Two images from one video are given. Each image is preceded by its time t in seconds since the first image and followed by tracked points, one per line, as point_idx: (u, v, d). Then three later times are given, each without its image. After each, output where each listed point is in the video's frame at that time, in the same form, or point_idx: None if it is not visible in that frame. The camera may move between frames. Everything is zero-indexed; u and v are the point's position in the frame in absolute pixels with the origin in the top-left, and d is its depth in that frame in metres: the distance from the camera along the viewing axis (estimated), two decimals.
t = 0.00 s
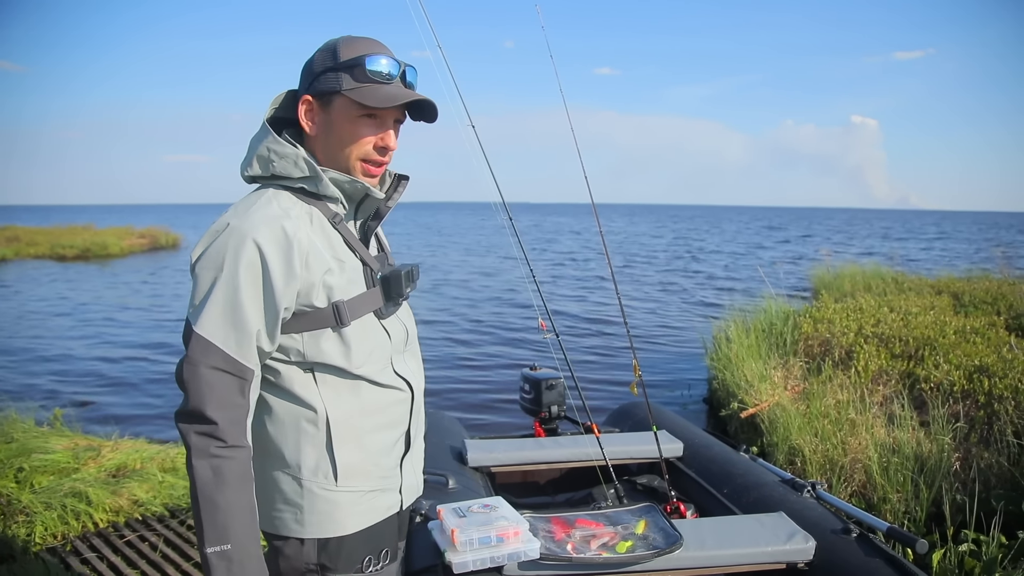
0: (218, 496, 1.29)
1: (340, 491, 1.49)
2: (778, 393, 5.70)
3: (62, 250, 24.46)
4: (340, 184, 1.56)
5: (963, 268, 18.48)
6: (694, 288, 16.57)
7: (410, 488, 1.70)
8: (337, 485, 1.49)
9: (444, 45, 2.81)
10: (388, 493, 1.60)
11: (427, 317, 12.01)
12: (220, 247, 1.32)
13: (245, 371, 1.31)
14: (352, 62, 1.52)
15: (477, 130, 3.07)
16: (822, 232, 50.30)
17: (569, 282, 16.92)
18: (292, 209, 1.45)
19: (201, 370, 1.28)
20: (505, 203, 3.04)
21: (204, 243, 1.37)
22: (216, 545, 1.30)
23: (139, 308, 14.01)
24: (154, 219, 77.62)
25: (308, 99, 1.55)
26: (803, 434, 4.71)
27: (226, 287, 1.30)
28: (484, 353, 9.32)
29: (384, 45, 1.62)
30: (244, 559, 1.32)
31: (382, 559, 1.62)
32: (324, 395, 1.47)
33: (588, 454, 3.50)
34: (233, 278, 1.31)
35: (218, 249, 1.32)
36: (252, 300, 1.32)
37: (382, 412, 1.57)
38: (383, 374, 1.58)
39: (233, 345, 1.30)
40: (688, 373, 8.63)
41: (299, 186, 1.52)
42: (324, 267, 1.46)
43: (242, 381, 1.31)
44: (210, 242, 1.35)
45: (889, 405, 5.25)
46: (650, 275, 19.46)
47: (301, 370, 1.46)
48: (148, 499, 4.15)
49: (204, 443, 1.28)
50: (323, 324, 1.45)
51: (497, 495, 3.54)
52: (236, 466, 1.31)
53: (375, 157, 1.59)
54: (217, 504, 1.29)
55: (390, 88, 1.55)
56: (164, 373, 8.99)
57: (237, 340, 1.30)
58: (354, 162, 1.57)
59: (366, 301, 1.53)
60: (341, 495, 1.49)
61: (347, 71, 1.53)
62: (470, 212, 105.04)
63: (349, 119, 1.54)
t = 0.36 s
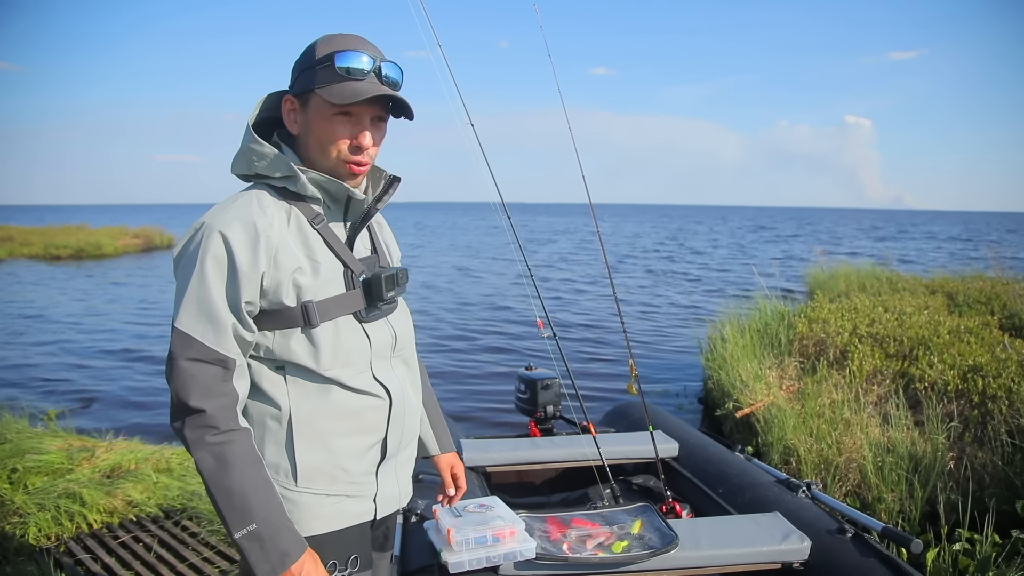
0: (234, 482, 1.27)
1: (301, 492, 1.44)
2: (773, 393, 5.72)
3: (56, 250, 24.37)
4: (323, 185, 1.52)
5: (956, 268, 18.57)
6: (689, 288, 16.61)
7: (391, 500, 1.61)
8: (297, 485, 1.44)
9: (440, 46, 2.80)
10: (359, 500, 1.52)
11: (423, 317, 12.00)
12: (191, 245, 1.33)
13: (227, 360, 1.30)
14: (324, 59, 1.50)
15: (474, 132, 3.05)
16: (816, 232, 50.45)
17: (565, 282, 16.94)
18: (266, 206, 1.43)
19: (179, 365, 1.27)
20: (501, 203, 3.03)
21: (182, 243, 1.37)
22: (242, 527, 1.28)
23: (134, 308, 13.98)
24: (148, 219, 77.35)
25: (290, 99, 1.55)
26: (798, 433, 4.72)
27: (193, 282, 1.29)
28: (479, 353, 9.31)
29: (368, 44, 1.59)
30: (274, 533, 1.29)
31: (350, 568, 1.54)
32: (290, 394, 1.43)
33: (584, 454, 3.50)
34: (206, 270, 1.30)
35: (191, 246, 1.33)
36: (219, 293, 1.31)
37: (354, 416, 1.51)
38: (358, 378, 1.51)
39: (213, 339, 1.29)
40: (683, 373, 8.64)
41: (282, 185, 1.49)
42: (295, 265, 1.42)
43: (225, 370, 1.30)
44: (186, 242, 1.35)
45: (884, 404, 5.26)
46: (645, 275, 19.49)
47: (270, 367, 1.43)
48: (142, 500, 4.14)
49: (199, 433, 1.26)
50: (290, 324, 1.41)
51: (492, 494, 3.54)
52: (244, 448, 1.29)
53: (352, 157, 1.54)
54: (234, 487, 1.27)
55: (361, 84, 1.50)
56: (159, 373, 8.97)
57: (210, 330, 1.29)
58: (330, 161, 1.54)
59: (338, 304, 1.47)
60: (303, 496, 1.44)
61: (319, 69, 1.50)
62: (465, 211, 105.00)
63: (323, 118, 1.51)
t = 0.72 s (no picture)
0: (194, 431, 1.28)
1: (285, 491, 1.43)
2: (770, 395, 5.72)
3: (53, 248, 24.30)
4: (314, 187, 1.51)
5: (954, 271, 18.60)
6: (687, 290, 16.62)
7: (383, 506, 1.58)
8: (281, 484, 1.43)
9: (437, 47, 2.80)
10: (347, 504, 1.50)
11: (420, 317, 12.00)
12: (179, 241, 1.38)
13: (190, 353, 1.33)
14: (309, 62, 1.51)
15: (471, 132, 3.05)
16: (814, 234, 50.49)
17: (563, 283, 16.96)
18: (257, 208, 1.43)
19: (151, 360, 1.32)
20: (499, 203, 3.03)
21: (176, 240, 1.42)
22: (210, 469, 1.28)
23: (131, 306, 13.96)
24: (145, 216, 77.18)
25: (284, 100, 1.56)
26: (795, 436, 4.73)
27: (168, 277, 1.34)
28: (477, 353, 9.31)
29: (362, 48, 1.58)
30: (238, 458, 1.28)
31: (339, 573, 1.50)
32: (276, 392, 1.43)
33: (580, 455, 3.50)
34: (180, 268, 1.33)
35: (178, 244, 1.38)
36: (193, 292, 1.33)
37: (342, 418, 1.49)
38: (346, 380, 1.49)
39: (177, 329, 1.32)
40: (680, 375, 8.65)
41: (276, 185, 1.49)
42: (279, 265, 1.42)
43: (187, 359, 1.33)
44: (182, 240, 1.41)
45: (880, 407, 5.27)
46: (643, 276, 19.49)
47: (259, 366, 1.44)
48: (138, 498, 4.13)
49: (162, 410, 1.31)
50: (275, 322, 1.42)
51: (488, 495, 3.53)
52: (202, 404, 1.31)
53: (331, 160, 1.51)
54: (196, 438, 1.28)
55: (337, 85, 1.48)
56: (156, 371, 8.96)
57: (177, 324, 1.32)
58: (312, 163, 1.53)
59: (326, 305, 1.46)
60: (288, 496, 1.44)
61: (304, 72, 1.51)
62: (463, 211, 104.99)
63: (303, 120, 1.50)
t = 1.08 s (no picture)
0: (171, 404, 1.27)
1: (268, 493, 1.44)
2: (769, 396, 5.72)
3: (52, 248, 24.25)
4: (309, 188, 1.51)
5: (952, 272, 18.63)
6: (685, 291, 16.64)
7: (370, 513, 1.57)
8: (264, 486, 1.44)
9: (436, 48, 2.80)
10: (332, 510, 1.49)
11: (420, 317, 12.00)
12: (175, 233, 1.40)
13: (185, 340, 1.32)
14: (299, 60, 1.52)
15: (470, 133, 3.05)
16: (813, 236, 50.51)
17: (562, 283, 16.97)
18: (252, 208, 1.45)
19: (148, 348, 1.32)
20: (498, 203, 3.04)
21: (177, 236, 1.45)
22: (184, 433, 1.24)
23: (130, 306, 13.95)
24: (144, 216, 77.11)
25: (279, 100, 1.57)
26: (794, 437, 4.73)
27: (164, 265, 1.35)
28: (476, 354, 9.31)
29: (357, 47, 1.58)
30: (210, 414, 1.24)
31: None
32: (265, 393, 1.43)
33: (579, 456, 3.50)
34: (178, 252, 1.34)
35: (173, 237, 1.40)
36: (186, 280, 1.34)
37: (330, 422, 1.48)
38: (335, 385, 1.48)
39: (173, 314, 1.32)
40: (679, 376, 8.66)
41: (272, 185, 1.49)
42: (271, 266, 1.43)
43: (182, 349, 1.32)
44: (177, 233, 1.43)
45: (878, 408, 5.27)
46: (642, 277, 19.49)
47: (250, 366, 1.44)
48: (137, 499, 4.13)
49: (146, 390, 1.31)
50: (266, 323, 1.42)
51: (487, 495, 3.53)
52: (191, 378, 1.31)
53: (321, 161, 1.51)
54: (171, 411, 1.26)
55: (324, 84, 1.48)
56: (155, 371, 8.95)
57: (172, 305, 1.32)
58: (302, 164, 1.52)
59: (315, 308, 1.46)
60: (271, 498, 1.44)
61: (294, 71, 1.52)
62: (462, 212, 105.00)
63: (293, 120, 1.51)
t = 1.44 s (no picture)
0: (177, 490, 1.33)
1: (267, 503, 1.44)
2: (767, 397, 5.72)
3: (50, 247, 24.17)
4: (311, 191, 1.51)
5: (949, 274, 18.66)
6: (684, 292, 16.65)
7: (367, 520, 1.58)
8: (263, 495, 1.44)
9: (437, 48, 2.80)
10: (330, 519, 1.50)
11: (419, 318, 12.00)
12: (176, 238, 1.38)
13: (201, 367, 1.34)
14: (309, 57, 1.52)
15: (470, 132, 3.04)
16: (811, 237, 50.57)
17: (561, 284, 16.96)
18: (252, 212, 1.43)
19: (158, 366, 1.33)
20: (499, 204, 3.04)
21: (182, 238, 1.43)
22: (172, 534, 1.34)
23: (128, 306, 13.94)
24: (142, 217, 77.02)
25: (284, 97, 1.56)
26: (793, 439, 4.73)
27: (173, 278, 1.34)
28: (474, 355, 9.31)
29: (367, 43, 1.58)
30: (196, 549, 1.35)
31: None
32: (265, 402, 1.43)
33: (578, 457, 3.50)
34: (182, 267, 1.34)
35: (175, 242, 1.37)
36: (191, 296, 1.34)
37: (330, 432, 1.48)
38: (337, 395, 1.48)
39: (188, 342, 1.34)
40: (678, 377, 8.66)
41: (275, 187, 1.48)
42: (273, 274, 1.41)
43: (198, 377, 1.34)
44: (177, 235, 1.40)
45: (877, 409, 5.28)
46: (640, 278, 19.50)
47: (250, 373, 1.44)
48: (135, 499, 4.12)
49: (164, 434, 1.34)
50: (267, 332, 1.41)
51: (485, 496, 3.53)
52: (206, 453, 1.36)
53: (329, 162, 1.50)
54: (177, 495, 1.34)
55: (336, 82, 1.48)
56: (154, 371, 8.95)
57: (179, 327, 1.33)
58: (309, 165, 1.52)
59: (317, 316, 1.45)
60: (270, 507, 1.44)
61: (304, 68, 1.52)
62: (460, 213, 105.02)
63: (301, 119, 1.50)
